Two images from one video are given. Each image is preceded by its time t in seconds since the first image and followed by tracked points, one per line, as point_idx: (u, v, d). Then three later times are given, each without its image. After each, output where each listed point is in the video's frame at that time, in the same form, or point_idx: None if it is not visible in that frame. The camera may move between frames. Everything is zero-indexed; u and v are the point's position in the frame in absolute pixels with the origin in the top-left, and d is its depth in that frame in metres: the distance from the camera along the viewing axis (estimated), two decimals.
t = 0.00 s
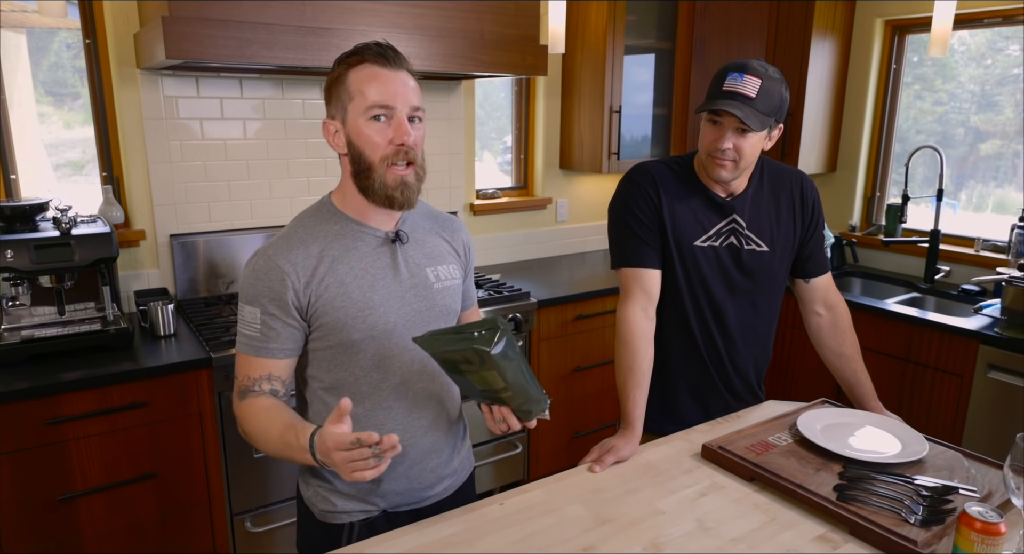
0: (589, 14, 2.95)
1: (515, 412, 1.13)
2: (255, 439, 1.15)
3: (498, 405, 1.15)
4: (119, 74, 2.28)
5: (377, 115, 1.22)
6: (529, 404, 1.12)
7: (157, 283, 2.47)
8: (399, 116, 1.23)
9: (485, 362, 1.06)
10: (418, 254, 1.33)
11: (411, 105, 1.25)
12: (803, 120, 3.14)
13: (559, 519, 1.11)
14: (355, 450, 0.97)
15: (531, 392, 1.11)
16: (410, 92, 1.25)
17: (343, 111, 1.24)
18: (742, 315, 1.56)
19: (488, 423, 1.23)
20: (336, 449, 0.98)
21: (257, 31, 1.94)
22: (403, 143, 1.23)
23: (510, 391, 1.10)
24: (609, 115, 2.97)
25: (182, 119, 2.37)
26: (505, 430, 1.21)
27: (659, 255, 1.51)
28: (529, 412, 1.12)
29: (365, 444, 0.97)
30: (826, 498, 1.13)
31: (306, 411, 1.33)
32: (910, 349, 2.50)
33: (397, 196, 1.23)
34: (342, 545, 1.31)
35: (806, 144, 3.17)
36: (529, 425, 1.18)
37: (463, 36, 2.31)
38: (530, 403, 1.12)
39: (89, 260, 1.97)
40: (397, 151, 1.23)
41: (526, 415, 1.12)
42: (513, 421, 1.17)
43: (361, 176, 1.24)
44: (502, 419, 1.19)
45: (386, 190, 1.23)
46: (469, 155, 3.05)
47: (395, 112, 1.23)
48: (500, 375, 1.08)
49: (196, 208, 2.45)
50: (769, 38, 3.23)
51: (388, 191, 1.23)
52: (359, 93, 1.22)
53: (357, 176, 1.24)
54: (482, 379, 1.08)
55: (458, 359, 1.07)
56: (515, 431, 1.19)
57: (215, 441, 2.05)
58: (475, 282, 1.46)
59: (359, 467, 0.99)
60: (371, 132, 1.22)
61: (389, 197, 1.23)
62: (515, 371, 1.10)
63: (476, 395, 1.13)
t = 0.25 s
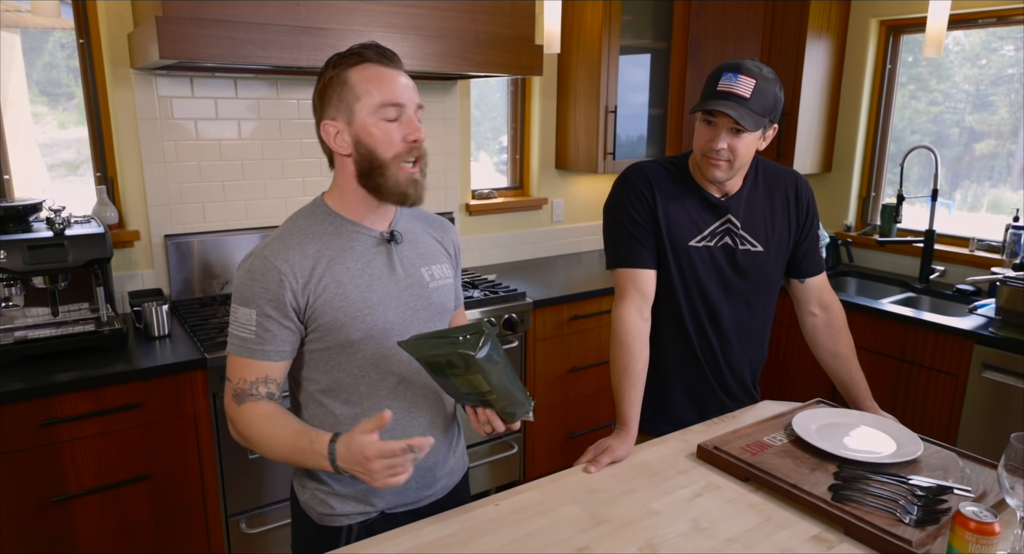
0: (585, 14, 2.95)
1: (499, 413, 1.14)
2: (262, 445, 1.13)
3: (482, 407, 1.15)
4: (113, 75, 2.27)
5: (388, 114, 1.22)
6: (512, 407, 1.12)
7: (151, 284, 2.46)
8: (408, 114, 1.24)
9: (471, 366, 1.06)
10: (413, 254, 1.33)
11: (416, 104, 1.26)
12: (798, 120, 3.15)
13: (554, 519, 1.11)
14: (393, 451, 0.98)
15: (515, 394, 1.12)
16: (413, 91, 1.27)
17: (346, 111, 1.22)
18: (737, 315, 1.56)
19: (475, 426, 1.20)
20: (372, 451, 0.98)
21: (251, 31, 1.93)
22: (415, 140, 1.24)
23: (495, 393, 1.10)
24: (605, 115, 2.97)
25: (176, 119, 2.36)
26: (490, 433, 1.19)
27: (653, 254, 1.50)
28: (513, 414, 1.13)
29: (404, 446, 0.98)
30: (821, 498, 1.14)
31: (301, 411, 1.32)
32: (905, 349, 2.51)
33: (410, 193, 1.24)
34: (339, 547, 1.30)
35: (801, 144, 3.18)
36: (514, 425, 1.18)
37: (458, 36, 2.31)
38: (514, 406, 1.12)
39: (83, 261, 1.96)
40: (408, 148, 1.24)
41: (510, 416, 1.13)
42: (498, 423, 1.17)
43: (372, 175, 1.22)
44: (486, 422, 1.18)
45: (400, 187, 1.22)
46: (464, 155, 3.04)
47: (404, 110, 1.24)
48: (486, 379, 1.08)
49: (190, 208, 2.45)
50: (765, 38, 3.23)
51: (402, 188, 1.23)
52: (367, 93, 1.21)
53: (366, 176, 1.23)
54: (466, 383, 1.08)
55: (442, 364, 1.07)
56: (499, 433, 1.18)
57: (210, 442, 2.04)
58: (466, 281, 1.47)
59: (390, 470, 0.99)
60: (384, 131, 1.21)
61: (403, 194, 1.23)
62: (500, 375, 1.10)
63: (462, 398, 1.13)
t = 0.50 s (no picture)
0: (579, 14, 2.95)
1: (495, 408, 1.14)
2: (267, 458, 1.12)
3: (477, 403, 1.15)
4: (106, 74, 2.26)
5: (404, 116, 1.26)
6: (506, 401, 1.12)
7: (144, 284, 2.45)
8: (417, 117, 1.29)
9: (469, 363, 1.06)
10: (401, 255, 1.33)
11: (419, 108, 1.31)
12: (792, 120, 3.15)
13: (547, 520, 1.11)
14: (420, 482, 1.05)
15: (510, 388, 1.12)
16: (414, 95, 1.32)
17: (363, 111, 1.23)
18: (730, 315, 1.56)
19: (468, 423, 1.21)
20: (401, 481, 1.05)
21: (243, 31, 1.93)
22: (425, 142, 1.30)
23: (492, 390, 1.10)
24: (599, 115, 2.97)
25: (169, 119, 2.35)
26: (486, 427, 1.20)
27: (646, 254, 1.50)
28: (509, 408, 1.13)
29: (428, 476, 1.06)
30: (813, 498, 1.14)
31: (289, 416, 1.30)
32: (899, 349, 2.51)
33: (423, 192, 1.29)
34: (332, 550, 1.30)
35: (795, 144, 3.18)
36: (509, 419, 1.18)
37: (452, 36, 2.30)
38: (510, 400, 1.13)
39: (75, 262, 1.95)
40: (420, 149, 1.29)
41: (505, 410, 1.13)
42: (493, 417, 1.17)
43: (391, 175, 1.25)
44: (482, 417, 1.18)
45: (417, 186, 1.27)
46: (459, 155, 3.04)
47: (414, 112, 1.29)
48: (483, 376, 1.08)
49: (183, 208, 2.44)
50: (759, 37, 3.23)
51: (418, 187, 1.27)
52: (385, 94, 1.23)
53: (384, 175, 1.25)
54: (464, 381, 1.08)
55: (441, 363, 1.07)
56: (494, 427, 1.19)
57: (203, 443, 2.03)
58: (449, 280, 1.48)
59: (410, 497, 1.05)
60: (402, 132, 1.25)
61: (418, 192, 1.28)
62: (497, 371, 1.10)
63: (457, 396, 1.13)
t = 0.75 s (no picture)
0: (574, 14, 2.94)
1: (490, 404, 1.13)
2: (259, 463, 1.12)
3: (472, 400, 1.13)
4: (99, 74, 2.25)
5: (394, 117, 1.26)
6: (500, 398, 1.12)
7: (138, 285, 2.44)
8: (407, 117, 1.29)
9: (473, 360, 1.06)
10: (390, 256, 1.34)
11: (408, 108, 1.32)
12: (787, 120, 3.15)
13: (540, 520, 1.11)
14: (417, 474, 1.04)
15: (507, 385, 1.12)
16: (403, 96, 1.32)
17: (353, 111, 1.23)
18: (724, 315, 1.56)
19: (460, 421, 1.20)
20: (398, 475, 1.04)
21: (236, 31, 1.92)
22: (415, 142, 1.30)
23: (491, 386, 1.11)
24: (594, 115, 2.97)
25: (162, 119, 2.34)
26: (479, 425, 1.16)
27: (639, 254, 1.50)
28: (503, 406, 1.13)
29: (425, 468, 1.05)
30: (806, 498, 1.14)
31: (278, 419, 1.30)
32: (893, 348, 2.52)
33: (411, 193, 1.29)
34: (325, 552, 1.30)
35: (790, 144, 3.19)
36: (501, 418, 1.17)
37: (446, 36, 2.30)
38: (505, 397, 1.13)
39: (67, 262, 1.95)
40: (409, 150, 1.29)
41: (500, 407, 1.13)
42: (487, 416, 1.15)
43: (381, 175, 1.25)
44: (475, 416, 1.15)
45: (406, 186, 1.27)
46: (454, 155, 3.04)
47: (404, 113, 1.29)
48: (485, 372, 1.08)
49: (177, 208, 2.43)
50: (753, 37, 3.24)
51: (407, 187, 1.28)
52: (376, 94, 1.23)
53: (373, 175, 1.25)
54: (467, 376, 1.08)
55: (447, 358, 1.07)
56: (486, 426, 1.16)
57: (197, 444, 2.02)
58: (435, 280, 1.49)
59: (410, 491, 1.05)
60: (392, 132, 1.25)
61: (407, 193, 1.28)
62: (497, 368, 1.10)
63: (454, 391, 1.13)
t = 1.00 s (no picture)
0: (569, 13, 2.94)
1: (480, 406, 1.13)
2: (247, 463, 1.11)
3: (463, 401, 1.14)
4: (92, 74, 2.24)
5: (385, 116, 1.26)
6: (490, 398, 1.11)
7: (131, 285, 2.43)
8: (398, 117, 1.29)
9: (465, 359, 1.06)
10: (380, 257, 1.33)
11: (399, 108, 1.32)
12: (782, 119, 3.16)
13: (533, 520, 1.10)
14: (406, 473, 1.04)
15: (499, 386, 1.11)
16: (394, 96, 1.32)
17: (345, 110, 1.22)
18: (717, 314, 1.56)
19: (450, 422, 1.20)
20: (387, 474, 1.03)
21: (229, 30, 1.91)
22: (406, 142, 1.30)
23: (482, 387, 1.10)
24: (589, 114, 2.97)
25: (156, 118, 2.33)
26: (469, 426, 1.18)
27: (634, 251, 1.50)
28: (495, 407, 1.12)
29: (415, 467, 1.05)
30: (800, 497, 1.14)
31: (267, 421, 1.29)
32: (887, 347, 2.52)
33: (403, 192, 1.29)
34: None
35: (785, 143, 3.19)
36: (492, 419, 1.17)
37: (440, 35, 2.29)
38: (496, 398, 1.12)
39: (60, 262, 1.94)
40: (401, 149, 1.29)
41: (490, 409, 1.12)
42: (478, 417, 1.16)
43: (372, 174, 1.25)
44: (467, 416, 1.16)
45: (398, 186, 1.27)
46: (449, 154, 3.03)
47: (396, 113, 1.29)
48: (477, 373, 1.08)
49: (171, 208, 2.42)
50: (748, 36, 3.24)
51: (399, 187, 1.27)
52: (367, 94, 1.23)
53: (364, 175, 1.25)
54: (459, 376, 1.08)
55: (439, 357, 1.07)
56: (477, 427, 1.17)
57: (190, 444, 2.02)
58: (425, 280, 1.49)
59: (399, 490, 1.04)
60: (383, 132, 1.25)
61: (398, 192, 1.28)
62: (489, 368, 1.10)
63: (445, 392, 1.13)
